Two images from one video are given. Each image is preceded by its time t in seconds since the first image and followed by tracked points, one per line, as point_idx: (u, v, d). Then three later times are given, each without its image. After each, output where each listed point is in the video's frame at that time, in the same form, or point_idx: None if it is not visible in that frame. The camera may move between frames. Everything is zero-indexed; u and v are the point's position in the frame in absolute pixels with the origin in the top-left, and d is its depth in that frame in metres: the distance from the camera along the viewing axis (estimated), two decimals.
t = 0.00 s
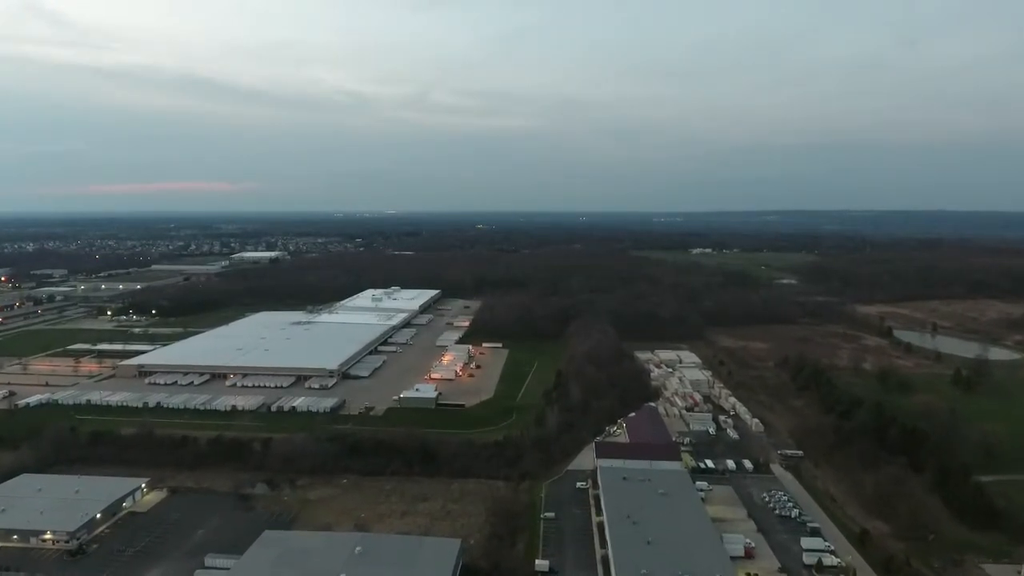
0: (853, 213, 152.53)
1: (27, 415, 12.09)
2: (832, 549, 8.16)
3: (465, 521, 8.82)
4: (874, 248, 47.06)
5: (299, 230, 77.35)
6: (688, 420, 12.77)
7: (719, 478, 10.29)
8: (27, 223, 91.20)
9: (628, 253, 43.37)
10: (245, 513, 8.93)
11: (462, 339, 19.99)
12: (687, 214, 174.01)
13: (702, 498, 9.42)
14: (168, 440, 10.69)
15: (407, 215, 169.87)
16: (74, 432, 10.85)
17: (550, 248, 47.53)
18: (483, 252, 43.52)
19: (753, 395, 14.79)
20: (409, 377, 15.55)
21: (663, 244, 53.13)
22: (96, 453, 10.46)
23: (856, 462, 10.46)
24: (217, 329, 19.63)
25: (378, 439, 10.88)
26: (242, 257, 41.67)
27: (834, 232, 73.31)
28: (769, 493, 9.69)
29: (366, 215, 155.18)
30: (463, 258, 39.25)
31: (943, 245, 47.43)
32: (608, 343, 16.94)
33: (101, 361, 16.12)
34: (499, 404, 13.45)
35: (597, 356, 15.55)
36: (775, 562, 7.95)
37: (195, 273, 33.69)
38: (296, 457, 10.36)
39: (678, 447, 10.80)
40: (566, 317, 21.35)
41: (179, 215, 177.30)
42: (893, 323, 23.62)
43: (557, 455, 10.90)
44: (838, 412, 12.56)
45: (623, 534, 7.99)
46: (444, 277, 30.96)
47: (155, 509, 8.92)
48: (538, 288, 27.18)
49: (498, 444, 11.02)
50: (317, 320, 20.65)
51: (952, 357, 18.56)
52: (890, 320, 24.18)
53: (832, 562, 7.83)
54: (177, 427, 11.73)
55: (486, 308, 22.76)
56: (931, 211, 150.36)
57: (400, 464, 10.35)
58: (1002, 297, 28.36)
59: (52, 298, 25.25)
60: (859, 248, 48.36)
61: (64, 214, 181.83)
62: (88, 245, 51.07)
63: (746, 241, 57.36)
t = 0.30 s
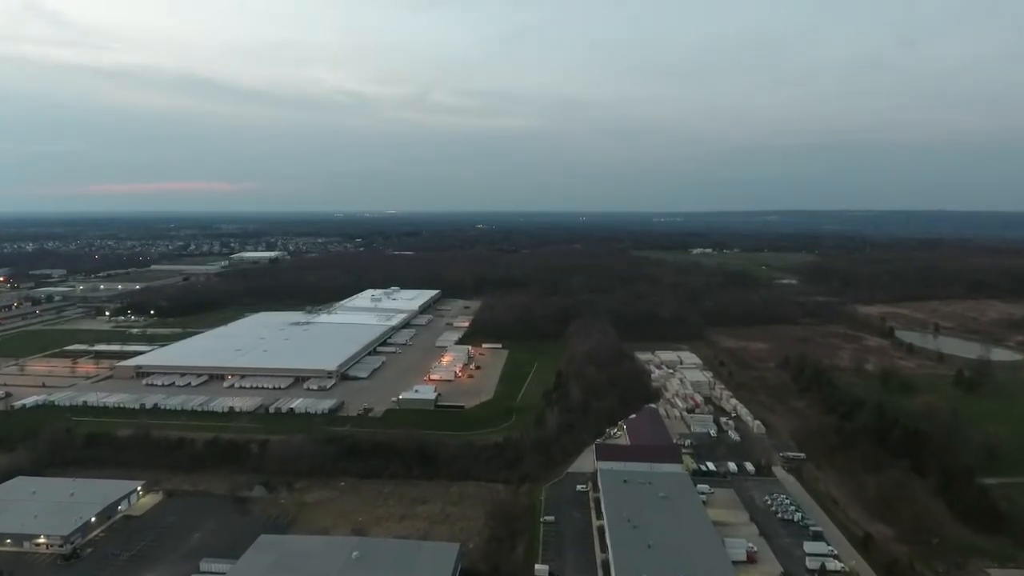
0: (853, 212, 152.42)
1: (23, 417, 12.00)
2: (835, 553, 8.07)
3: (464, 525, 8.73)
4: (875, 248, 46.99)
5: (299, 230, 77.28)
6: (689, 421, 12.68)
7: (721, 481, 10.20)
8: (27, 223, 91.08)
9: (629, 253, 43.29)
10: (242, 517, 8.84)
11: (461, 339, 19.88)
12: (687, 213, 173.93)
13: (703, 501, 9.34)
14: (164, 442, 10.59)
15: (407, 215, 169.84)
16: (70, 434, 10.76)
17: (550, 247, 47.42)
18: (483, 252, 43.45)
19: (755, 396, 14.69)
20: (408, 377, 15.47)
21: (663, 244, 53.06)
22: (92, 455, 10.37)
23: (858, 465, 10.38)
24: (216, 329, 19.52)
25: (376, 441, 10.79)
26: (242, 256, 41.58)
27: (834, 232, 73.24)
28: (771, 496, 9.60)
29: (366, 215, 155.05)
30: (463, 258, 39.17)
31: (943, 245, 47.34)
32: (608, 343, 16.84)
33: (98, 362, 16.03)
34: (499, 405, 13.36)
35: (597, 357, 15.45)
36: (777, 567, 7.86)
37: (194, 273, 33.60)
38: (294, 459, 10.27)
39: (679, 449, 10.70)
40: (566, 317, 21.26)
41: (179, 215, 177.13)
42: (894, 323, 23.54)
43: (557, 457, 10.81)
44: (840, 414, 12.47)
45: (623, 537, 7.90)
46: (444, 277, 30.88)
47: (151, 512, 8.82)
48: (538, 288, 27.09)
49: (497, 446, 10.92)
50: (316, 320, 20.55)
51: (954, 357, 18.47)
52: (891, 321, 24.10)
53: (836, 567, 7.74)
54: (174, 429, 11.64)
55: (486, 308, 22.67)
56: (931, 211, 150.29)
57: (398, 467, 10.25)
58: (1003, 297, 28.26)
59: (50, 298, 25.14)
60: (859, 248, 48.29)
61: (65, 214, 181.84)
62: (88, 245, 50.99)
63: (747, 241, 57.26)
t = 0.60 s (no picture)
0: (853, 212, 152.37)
1: (18, 418, 11.91)
2: (839, 558, 7.97)
3: (463, 529, 8.63)
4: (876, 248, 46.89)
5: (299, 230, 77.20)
6: (690, 423, 12.58)
7: (722, 484, 10.11)
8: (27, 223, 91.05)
9: (629, 253, 43.19)
10: (238, 520, 8.74)
11: (461, 340, 19.79)
12: (686, 213, 173.70)
13: (704, 505, 9.23)
14: (160, 444, 10.49)
15: (408, 215, 169.81)
16: (66, 436, 10.66)
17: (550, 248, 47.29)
18: (483, 252, 43.36)
19: (756, 397, 14.59)
20: (407, 379, 15.38)
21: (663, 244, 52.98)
22: (87, 457, 10.27)
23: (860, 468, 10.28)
24: (214, 329, 19.42)
25: (374, 443, 10.69)
26: (241, 256, 41.48)
27: (835, 232, 73.09)
28: (773, 500, 9.51)
29: (366, 215, 155.13)
30: (464, 257, 39.08)
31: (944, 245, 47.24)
32: (608, 344, 16.74)
33: (96, 363, 15.93)
34: (498, 406, 13.26)
35: (597, 358, 15.35)
36: (779, 572, 7.76)
37: (193, 273, 33.50)
38: (291, 461, 10.17)
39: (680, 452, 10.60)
40: (566, 318, 21.15)
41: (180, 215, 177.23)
42: (896, 324, 23.44)
43: (557, 460, 10.72)
44: (842, 415, 12.37)
45: (624, 542, 7.79)
46: (444, 277, 30.79)
47: (146, 516, 8.72)
48: (538, 288, 27.00)
49: (497, 449, 10.82)
50: (315, 321, 20.44)
51: (957, 358, 18.37)
52: (893, 321, 23.98)
53: (839, 572, 7.63)
54: (170, 431, 11.54)
55: (486, 309, 22.56)
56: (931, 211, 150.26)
57: (396, 470, 10.15)
58: (1005, 298, 28.14)
59: (49, 299, 25.04)
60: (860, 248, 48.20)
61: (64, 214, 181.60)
62: (87, 245, 50.89)
63: (747, 241, 57.12)
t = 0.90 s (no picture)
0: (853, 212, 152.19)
1: (14, 420, 11.82)
2: (841, 562, 7.88)
3: (461, 532, 8.54)
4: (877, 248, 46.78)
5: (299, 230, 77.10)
6: (691, 424, 12.49)
7: (724, 487, 10.01)
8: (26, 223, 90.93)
9: (629, 253, 43.12)
10: (234, 523, 8.65)
11: (460, 341, 19.68)
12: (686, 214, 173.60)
13: (706, 508, 9.15)
14: (157, 446, 10.40)
15: (408, 215, 169.77)
16: (61, 438, 10.57)
17: (550, 248, 47.18)
18: (483, 252, 43.25)
19: (757, 399, 14.49)
20: (406, 379, 15.28)
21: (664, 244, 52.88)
22: (83, 460, 10.18)
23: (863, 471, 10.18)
24: (212, 330, 19.32)
25: (372, 445, 10.60)
26: (240, 257, 41.39)
27: (835, 232, 72.94)
28: (774, 502, 9.42)
29: (366, 215, 155.02)
30: (463, 257, 38.99)
31: (945, 246, 47.13)
32: (608, 345, 16.64)
33: (93, 364, 15.83)
34: (498, 408, 13.16)
35: (597, 359, 15.25)
36: None
37: (193, 273, 33.42)
38: (289, 464, 10.08)
39: (682, 454, 10.51)
40: (566, 318, 21.05)
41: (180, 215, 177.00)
42: (897, 324, 23.33)
43: (557, 462, 10.62)
44: (844, 417, 12.28)
45: (625, 546, 7.70)
46: (444, 277, 30.69)
47: (141, 519, 8.63)
48: (538, 288, 26.91)
49: (496, 451, 10.73)
50: (313, 321, 20.34)
51: (959, 359, 18.27)
52: (895, 322, 23.86)
53: None
54: (167, 433, 11.45)
55: (485, 309, 22.45)
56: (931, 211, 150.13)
57: (395, 472, 10.06)
58: (1007, 298, 28.02)
59: (47, 299, 24.93)
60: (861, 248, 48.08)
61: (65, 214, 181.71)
62: (86, 245, 50.80)
63: (748, 241, 56.99)
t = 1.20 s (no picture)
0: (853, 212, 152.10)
1: (9, 422, 11.71)
2: (845, 567, 7.78)
3: (460, 537, 8.43)
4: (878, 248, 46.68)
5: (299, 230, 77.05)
6: (692, 427, 12.38)
7: (726, 490, 9.91)
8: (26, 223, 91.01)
9: (630, 253, 43.02)
10: (230, 527, 8.55)
11: (460, 342, 19.57)
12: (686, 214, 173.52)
13: (707, 511, 9.04)
14: (153, 449, 10.29)
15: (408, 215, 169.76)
16: (56, 441, 10.47)
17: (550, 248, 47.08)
18: (483, 252, 43.15)
19: (759, 401, 14.37)
20: (405, 381, 15.18)
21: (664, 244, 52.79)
22: (78, 462, 10.08)
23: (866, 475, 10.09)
24: (210, 330, 19.20)
25: (370, 447, 10.49)
26: (240, 257, 41.29)
27: (836, 232, 72.85)
28: (777, 506, 9.32)
29: (366, 215, 155.01)
30: (463, 257, 38.89)
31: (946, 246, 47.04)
32: (609, 346, 16.52)
33: (90, 365, 15.72)
34: (498, 409, 13.05)
35: (598, 360, 15.14)
36: None
37: (192, 273, 33.34)
38: (286, 467, 9.98)
39: (683, 457, 10.40)
40: (566, 319, 20.93)
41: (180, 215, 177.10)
42: (899, 325, 23.21)
43: (557, 464, 10.52)
44: (846, 419, 12.18)
45: (625, 551, 7.59)
46: (443, 278, 30.58)
47: (136, 523, 8.53)
48: (538, 289, 26.79)
49: (495, 453, 10.63)
50: (312, 322, 20.23)
51: (961, 360, 18.14)
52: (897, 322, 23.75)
53: None
54: (164, 435, 11.35)
55: (485, 310, 22.34)
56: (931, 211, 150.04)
57: (393, 475, 9.96)
58: (1009, 298, 27.90)
59: (45, 300, 24.83)
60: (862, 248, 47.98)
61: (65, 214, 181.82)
62: (86, 245, 50.75)
63: (748, 241, 56.89)
